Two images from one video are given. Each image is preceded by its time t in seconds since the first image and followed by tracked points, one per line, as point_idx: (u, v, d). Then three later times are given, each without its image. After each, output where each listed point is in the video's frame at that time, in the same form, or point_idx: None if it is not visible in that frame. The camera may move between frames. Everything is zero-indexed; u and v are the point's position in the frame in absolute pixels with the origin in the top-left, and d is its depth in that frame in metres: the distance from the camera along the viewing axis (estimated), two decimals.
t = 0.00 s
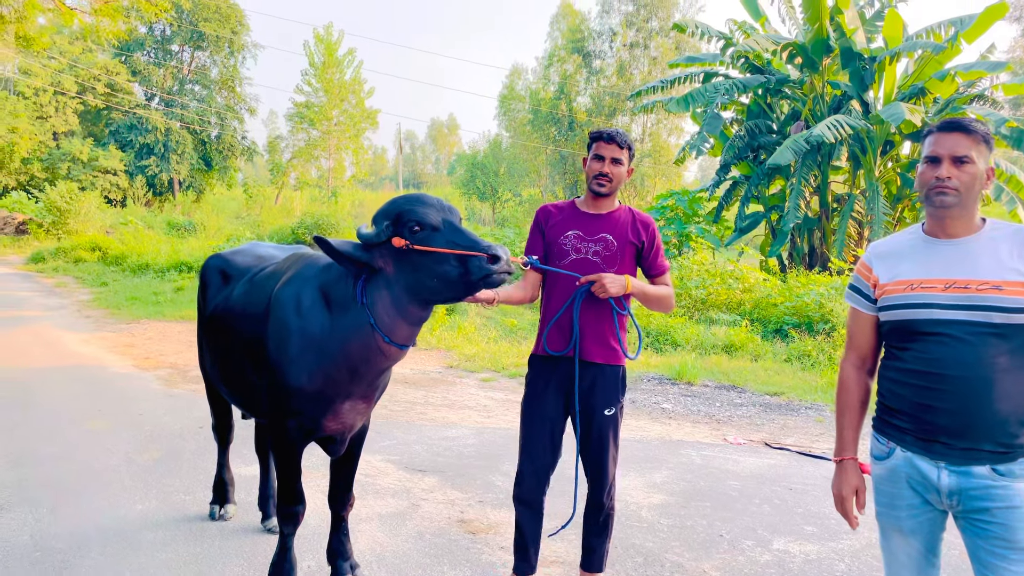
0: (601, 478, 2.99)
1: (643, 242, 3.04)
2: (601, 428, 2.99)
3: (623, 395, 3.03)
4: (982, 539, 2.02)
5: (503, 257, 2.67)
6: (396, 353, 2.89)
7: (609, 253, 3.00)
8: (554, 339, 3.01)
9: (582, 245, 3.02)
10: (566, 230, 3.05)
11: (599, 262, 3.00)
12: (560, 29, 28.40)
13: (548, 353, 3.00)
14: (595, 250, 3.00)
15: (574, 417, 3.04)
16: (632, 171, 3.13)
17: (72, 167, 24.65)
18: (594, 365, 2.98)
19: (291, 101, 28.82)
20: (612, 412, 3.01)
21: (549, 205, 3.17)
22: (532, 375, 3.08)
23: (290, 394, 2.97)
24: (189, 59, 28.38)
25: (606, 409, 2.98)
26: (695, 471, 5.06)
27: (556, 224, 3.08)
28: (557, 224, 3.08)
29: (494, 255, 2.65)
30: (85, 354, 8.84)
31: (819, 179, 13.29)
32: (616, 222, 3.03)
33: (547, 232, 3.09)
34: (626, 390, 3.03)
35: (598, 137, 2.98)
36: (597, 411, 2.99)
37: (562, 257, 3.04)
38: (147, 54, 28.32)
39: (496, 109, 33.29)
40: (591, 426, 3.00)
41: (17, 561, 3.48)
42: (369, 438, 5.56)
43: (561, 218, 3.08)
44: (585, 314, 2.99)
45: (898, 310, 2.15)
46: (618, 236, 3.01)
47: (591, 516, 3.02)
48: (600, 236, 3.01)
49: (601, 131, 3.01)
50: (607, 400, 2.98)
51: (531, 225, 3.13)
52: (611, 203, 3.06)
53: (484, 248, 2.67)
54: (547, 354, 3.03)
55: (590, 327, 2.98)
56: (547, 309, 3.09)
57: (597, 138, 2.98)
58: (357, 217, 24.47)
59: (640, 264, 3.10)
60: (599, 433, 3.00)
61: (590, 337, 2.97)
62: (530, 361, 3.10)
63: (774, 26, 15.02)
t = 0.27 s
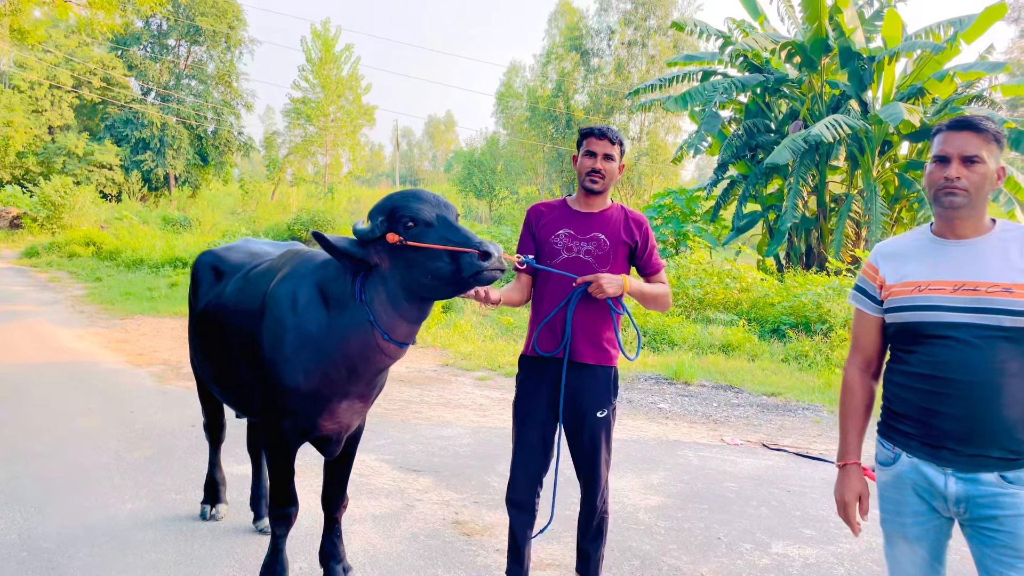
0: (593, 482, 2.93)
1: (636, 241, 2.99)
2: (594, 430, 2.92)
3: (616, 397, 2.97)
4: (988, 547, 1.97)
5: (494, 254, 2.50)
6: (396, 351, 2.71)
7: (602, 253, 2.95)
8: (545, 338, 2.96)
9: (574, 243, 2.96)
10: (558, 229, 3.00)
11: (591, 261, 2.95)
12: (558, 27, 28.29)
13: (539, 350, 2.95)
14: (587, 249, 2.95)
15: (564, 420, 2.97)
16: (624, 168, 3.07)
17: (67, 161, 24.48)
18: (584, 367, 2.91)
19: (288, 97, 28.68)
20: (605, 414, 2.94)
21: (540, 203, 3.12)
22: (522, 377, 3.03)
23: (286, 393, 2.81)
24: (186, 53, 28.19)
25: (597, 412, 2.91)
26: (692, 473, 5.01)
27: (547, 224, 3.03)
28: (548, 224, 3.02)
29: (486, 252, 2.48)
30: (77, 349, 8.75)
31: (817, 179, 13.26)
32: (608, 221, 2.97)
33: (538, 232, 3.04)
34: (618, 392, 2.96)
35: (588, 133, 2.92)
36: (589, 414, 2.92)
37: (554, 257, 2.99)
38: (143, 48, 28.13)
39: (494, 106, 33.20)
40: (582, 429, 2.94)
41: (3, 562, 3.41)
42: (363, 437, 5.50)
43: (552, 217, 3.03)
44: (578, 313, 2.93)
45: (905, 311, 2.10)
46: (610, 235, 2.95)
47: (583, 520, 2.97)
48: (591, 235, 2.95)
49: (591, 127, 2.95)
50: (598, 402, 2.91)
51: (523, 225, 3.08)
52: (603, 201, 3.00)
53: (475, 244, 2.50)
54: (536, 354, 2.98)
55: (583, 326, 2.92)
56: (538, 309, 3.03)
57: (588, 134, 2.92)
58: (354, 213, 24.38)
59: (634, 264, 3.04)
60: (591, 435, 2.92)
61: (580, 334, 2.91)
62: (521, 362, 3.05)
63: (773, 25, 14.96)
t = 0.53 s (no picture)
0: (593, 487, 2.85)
1: (637, 240, 2.91)
2: (595, 434, 2.84)
3: (617, 400, 2.88)
4: (1004, 560, 1.89)
5: (489, 249, 2.37)
6: (391, 351, 2.62)
7: (603, 252, 2.85)
8: (544, 341, 2.86)
9: (574, 242, 2.87)
10: (556, 228, 2.90)
11: (592, 261, 2.86)
12: (550, 24, 28.15)
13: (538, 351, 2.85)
14: (587, 249, 2.86)
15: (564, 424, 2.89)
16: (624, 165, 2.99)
17: (56, 157, 24.18)
18: (586, 369, 2.83)
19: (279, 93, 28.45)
20: (606, 417, 2.85)
21: (537, 201, 3.02)
22: (520, 379, 2.95)
23: (275, 396, 2.70)
24: (176, 49, 27.91)
25: (599, 415, 2.83)
26: (689, 474, 4.93)
27: (546, 222, 2.93)
28: (546, 222, 2.93)
29: (479, 247, 2.36)
30: (64, 348, 8.60)
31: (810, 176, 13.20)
32: (608, 219, 2.88)
33: (536, 231, 2.94)
34: (619, 395, 2.88)
35: (589, 128, 2.83)
36: (590, 418, 2.84)
37: (552, 257, 2.90)
38: (133, 43, 27.83)
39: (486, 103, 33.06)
40: (582, 433, 2.86)
41: None
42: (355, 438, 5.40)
43: (550, 216, 2.93)
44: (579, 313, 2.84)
45: (918, 313, 2.03)
46: (611, 233, 2.87)
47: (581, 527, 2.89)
48: (592, 234, 2.86)
49: (592, 122, 2.86)
50: (599, 405, 2.83)
51: (520, 224, 2.98)
52: (603, 198, 2.91)
53: (469, 239, 2.38)
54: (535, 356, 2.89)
55: (584, 327, 2.83)
56: (537, 311, 2.94)
57: (589, 130, 2.83)
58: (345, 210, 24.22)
59: (634, 263, 2.96)
60: (592, 440, 2.84)
61: (581, 335, 2.82)
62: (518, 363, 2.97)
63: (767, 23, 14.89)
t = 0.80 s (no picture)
0: (593, 504, 2.75)
1: (639, 246, 2.79)
2: (596, 449, 2.74)
3: (620, 413, 2.78)
4: None
5: (477, 261, 2.25)
6: (378, 364, 2.48)
7: (603, 260, 2.75)
8: (545, 352, 2.75)
9: (573, 250, 2.77)
10: (555, 236, 2.81)
11: (592, 269, 2.75)
12: (538, 23, 28.02)
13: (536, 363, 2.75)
14: (587, 256, 2.75)
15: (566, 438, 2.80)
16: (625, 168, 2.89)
17: (41, 158, 23.76)
18: (588, 382, 2.72)
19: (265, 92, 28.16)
20: (607, 432, 2.75)
21: (537, 207, 2.93)
22: (520, 391, 2.84)
23: (257, 412, 2.56)
24: (161, 48, 27.57)
25: (600, 429, 2.73)
26: (684, 482, 4.84)
27: (545, 229, 2.84)
28: (545, 229, 2.84)
29: (467, 257, 2.25)
30: (45, 353, 8.39)
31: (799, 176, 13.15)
32: (609, 224, 2.77)
33: (535, 238, 2.86)
34: (622, 409, 2.78)
35: (590, 130, 2.74)
36: (591, 432, 2.74)
37: (552, 265, 2.80)
38: (117, 43, 27.47)
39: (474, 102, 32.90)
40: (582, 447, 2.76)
41: None
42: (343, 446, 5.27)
43: (550, 222, 2.84)
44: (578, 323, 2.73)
45: (932, 326, 2.00)
46: (612, 239, 2.75)
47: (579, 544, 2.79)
48: (592, 241, 2.76)
49: (593, 124, 2.77)
50: (602, 419, 2.73)
51: (519, 231, 2.90)
52: (604, 203, 2.80)
53: (457, 250, 2.27)
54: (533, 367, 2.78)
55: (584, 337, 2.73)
56: (536, 321, 2.84)
57: (589, 132, 2.74)
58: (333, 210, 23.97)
59: (636, 271, 2.84)
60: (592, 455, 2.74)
61: (582, 346, 2.72)
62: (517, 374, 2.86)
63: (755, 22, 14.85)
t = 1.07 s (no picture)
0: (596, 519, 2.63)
1: (641, 250, 2.65)
2: (598, 463, 2.61)
3: (625, 424, 2.65)
4: None
5: (462, 267, 2.10)
6: (365, 377, 2.27)
7: (604, 265, 2.63)
8: (543, 362, 2.64)
9: (573, 255, 2.65)
10: (555, 240, 2.68)
11: (593, 275, 2.63)
12: (526, 24, 27.89)
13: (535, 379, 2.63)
14: (587, 261, 2.63)
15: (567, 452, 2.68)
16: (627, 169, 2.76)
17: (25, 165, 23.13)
18: (589, 393, 2.60)
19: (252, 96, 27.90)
20: (611, 444, 2.62)
21: (537, 210, 2.80)
22: (520, 401, 2.71)
23: (234, 428, 2.31)
24: (147, 53, 27.26)
25: (603, 442, 2.60)
26: (683, 490, 4.71)
27: (544, 234, 2.71)
28: (545, 234, 2.71)
29: (452, 264, 2.09)
30: (26, 364, 8.16)
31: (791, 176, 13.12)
32: (610, 229, 2.64)
33: (534, 243, 2.73)
34: (627, 420, 2.64)
35: (589, 130, 2.62)
36: (593, 445, 2.61)
37: (551, 271, 2.68)
38: (103, 47, 27.14)
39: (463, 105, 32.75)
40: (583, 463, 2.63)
41: None
42: (331, 457, 5.12)
43: (549, 226, 2.71)
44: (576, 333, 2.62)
45: (949, 332, 1.89)
46: (613, 244, 2.63)
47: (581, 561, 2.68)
48: (592, 246, 2.64)
49: (592, 124, 2.65)
50: (605, 431, 2.60)
51: (518, 235, 2.77)
52: (605, 206, 2.68)
53: (441, 255, 2.10)
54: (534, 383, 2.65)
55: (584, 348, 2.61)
56: (537, 331, 2.73)
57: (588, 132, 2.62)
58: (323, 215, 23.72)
59: (639, 276, 2.71)
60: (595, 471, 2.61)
61: (579, 357, 2.59)
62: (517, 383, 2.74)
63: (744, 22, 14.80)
